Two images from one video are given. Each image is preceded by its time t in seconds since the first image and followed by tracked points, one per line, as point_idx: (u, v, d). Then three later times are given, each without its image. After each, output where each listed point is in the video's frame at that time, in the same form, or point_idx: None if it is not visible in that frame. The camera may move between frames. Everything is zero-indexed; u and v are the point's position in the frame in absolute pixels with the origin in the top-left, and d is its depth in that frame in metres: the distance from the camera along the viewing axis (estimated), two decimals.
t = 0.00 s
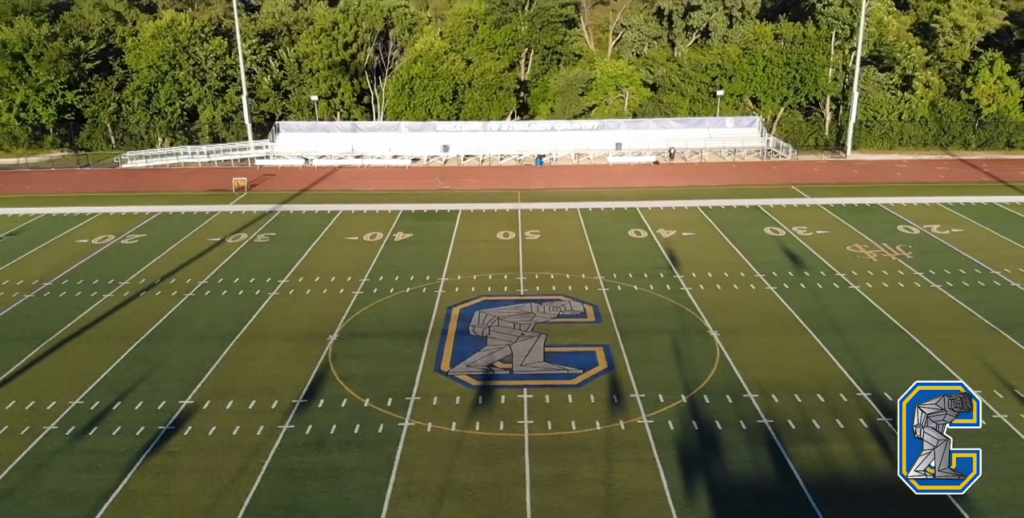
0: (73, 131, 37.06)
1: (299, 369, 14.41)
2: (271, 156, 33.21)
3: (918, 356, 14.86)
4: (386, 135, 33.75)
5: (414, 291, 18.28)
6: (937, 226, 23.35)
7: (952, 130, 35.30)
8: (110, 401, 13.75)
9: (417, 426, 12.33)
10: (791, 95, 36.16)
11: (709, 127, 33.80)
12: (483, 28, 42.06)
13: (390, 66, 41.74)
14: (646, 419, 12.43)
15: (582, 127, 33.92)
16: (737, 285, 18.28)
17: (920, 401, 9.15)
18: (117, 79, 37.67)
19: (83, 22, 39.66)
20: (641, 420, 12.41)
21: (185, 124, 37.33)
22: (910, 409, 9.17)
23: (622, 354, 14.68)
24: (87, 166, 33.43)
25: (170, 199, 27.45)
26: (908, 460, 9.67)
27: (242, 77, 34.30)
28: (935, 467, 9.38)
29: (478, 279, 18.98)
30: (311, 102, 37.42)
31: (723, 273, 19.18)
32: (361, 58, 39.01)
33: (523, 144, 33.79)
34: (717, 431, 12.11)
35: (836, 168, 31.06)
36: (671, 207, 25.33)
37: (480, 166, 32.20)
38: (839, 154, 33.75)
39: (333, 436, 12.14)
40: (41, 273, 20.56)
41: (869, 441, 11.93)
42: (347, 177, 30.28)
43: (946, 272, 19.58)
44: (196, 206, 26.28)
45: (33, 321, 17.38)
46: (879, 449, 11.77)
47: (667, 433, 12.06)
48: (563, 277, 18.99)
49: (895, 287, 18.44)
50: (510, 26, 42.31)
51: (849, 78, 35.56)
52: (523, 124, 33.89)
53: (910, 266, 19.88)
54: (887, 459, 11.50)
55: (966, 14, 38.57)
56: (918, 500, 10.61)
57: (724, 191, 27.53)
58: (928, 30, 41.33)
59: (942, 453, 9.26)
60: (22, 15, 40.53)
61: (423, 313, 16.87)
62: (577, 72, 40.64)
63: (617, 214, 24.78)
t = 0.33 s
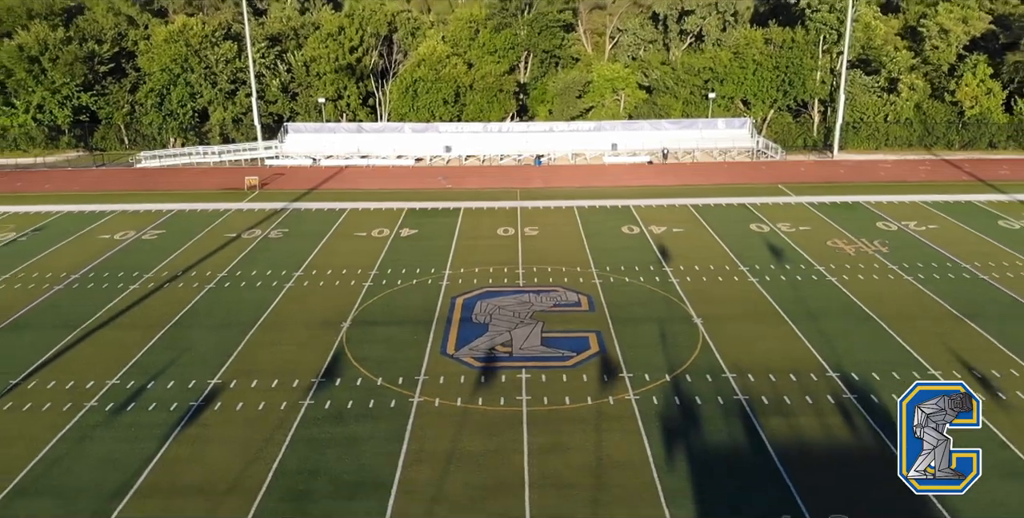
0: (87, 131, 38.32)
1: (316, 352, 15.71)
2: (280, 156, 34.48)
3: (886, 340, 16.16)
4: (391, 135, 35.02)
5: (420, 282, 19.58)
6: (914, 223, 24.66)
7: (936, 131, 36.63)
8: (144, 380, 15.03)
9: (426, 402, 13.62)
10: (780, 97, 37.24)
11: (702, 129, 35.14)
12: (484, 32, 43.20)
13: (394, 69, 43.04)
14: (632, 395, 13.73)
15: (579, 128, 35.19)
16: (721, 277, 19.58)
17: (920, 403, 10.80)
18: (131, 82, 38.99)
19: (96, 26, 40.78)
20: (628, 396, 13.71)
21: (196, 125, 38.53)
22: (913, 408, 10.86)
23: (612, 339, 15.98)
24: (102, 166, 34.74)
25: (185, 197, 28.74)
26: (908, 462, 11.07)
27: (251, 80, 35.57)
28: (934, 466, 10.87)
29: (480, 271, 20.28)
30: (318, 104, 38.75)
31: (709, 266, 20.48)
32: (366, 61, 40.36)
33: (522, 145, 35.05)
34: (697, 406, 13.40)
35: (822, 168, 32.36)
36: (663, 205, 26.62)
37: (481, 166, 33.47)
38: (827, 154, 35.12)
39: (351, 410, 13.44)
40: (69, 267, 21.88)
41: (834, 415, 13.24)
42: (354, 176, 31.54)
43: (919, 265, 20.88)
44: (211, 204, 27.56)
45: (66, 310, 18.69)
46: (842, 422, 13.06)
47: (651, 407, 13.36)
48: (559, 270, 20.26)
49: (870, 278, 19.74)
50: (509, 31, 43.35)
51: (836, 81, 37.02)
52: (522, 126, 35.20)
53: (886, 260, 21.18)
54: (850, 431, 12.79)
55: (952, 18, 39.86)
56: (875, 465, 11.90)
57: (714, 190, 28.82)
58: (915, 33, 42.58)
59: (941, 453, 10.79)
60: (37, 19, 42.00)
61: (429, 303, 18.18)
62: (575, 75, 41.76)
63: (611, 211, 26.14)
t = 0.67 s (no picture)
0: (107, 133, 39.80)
1: (338, 334, 17.62)
2: (292, 157, 36.34)
3: (847, 323, 18.06)
4: (397, 138, 36.89)
5: (429, 273, 21.46)
6: (886, 219, 26.55)
7: (915, 133, 38.51)
8: (186, 357, 16.89)
9: (437, 375, 15.53)
10: (767, 102, 39.22)
11: (692, 131, 37.04)
12: (485, 39, 45.05)
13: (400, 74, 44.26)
14: (618, 369, 15.62)
15: (575, 131, 37.09)
16: (703, 269, 21.46)
17: (920, 403, 10.69)
18: (149, 86, 40.71)
19: (115, 32, 42.77)
20: (615, 370, 15.59)
21: (211, 128, 40.35)
22: (909, 407, 10.99)
23: (602, 322, 17.87)
24: (124, 166, 36.62)
25: (205, 195, 30.60)
26: (912, 461, 11.26)
27: (265, 84, 37.40)
28: (935, 466, 10.87)
29: (483, 264, 22.17)
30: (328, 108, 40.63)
31: (692, 259, 22.37)
32: (374, 67, 41.73)
33: (522, 146, 36.92)
34: (674, 378, 15.29)
35: (805, 168, 34.26)
36: (653, 203, 28.50)
37: (483, 166, 35.33)
38: (811, 155, 37.00)
39: (371, 382, 15.34)
40: (105, 260, 23.75)
41: (794, 386, 15.12)
42: (363, 176, 33.40)
43: (885, 258, 22.78)
44: (231, 202, 29.43)
45: (107, 298, 20.57)
46: (802, 392, 14.95)
47: (634, 380, 15.25)
48: (556, 263, 22.09)
49: (839, 270, 21.63)
50: (510, 37, 45.02)
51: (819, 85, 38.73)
52: (522, 129, 37.10)
53: (856, 253, 23.08)
54: (807, 399, 14.68)
55: (933, 26, 41.88)
56: (826, 428, 13.79)
57: (702, 189, 30.69)
58: (899, 38, 44.43)
59: (942, 454, 10.66)
60: (56, 24, 44.23)
61: (437, 291, 20.06)
62: (572, 80, 43.36)
63: (604, 209, 27.94)
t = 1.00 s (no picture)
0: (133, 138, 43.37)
1: (362, 319, 20.36)
2: (308, 160, 39.04)
3: (805, 310, 20.79)
4: (406, 143, 39.53)
5: (439, 267, 24.18)
6: (852, 219, 29.28)
7: (888, 138, 41.39)
8: (232, 337, 19.60)
9: (450, 353, 18.27)
10: (750, 109, 42.00)
11: (680, 137, 39.54)
12: (487, 49, 47.76)
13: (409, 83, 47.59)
14: (604, 347, 18.36)
15: (572, 136, 39.60)
16: (682, 263, 24.18)
17: (919, 404, 12.67)
18: (172, 93, 43.46)
19: (139, 42, 44.81)
20: (601, 348, 18.33)
21: (231, 132, 43.02)
22: (909, 405, 13.18)
23: (592, 309, 20.58)
24: (151, 169, 39.36)
25: (230, 197, 33.30)
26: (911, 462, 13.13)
27: (282, 93, 40.03)
28: (934, 466, 12.71)
29: (487, 259, 24.84)
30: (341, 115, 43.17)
31: (673, 254, 25.09)
32: (383, 76, 45.03)
33: (522, 150, 39.59)
34: (651, 355, 18.02)
35: (784, 171, 36.97)
36: (642, 204, 31.21)
37: (486, 170, 38.00)
38: (790, 158, 39.73)
39: (394, 358, 18.07)
40: (147, 255, 26.48)
41: (752, 361, 17.84)
42: (375, 179, 36.08)
43: (847, 254, 25.49)
44: (255, 203, 32.13)
45: (156, 288, 23.32)
46: (759, 365, 17.67)
47: (617, 356, 17.99)
48: (552, 258, 24.76)
49: (804, 264, 24.35)
50: (510, 48, 47.80)
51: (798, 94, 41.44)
52: (522, 135, 39.75)
53: (820, 249, 25.80)
54: (762, 370, 17.41)
55: (909, 36, 44.41)
56: (776, 393, 16.51)
57: (687, 190, 33.41)
58: (878, 48, 47.15)
59: (939, 453, 12.56)
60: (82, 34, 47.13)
61: (447, 282, 22.78)
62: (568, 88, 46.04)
63: (596, 210, 30.58)
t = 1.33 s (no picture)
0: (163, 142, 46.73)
1: (386, 302, 24.03)
2: (326, 164, 42.67)
3: (763, 295, 24.43)
4: (415, 148, 43.11)
5: (449, 259, 27.84)
6: (816, 217, 32.92)
7: (858, 144, 45.00)
8: (277, 317, 23.23)
9: (462, 331, 21.88)
10: (730, 116, 45.66)
11: (666, 143, 43.12)
12: (490, 60, 51.20)
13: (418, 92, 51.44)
14: (591, 325, 22.02)
15: (567, 142, 43.14)
16: (661, 256, 27.82)
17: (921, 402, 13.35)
18: (199, 102, 47.09)
19: (167, 53, 48.60)
20: (588, 326, 21.99)
21: (253, 138, 46.60)
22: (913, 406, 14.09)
23: (581, 294, 24.23)
24: (183, 171, 43.01)
25: (258, 198, 36.91)
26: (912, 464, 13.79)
27: (302, 102, 43.56)
28: (934, 467, 13.42)
29: (491, 253, 28.47)
30: (356, 123, 46.87)
31: (654, 248, 28.70)
32: (394, 87, 48.54)
33: (522, 155, 43.19)
34: (629, 331, 21.70)
35: (760, 174, 40.56)
36: (629, 204, 34.82)
37: (489, 173, 41.58)
38: (767, 162, 43.34)
39: (415, 335, 21.75)
40: (192, 249, 30.12)
41: (713, 335, 21.47)
42: (388, 181, 39.66)
43: (806, 248, 29.13)
44: (281, 203, 35.77)
45: (206, 277, 26.99)
46: (718, 338, 21.33)
47: (601, 331, 21.66)
48: (548, 251, 28.40)
49: (767, 256, 28.01)
50: (510, 60, 51.34)
51: (774, 103, 45.50)
52: (521, 140, 43.34)
53: (783, 244, 29.45)
54: (720, 342, 21.07)
55: (882, 49, 47.88)
56: (730, 360, 20.15)
57: (671, 191, 37.06)
58: (853, 58, 50.71)
59: (939, 454, 13.26)
60: (112, 46, 50.62)
61: (457, 272, 26.43)
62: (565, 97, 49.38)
63: (587, 209, 34.13)
